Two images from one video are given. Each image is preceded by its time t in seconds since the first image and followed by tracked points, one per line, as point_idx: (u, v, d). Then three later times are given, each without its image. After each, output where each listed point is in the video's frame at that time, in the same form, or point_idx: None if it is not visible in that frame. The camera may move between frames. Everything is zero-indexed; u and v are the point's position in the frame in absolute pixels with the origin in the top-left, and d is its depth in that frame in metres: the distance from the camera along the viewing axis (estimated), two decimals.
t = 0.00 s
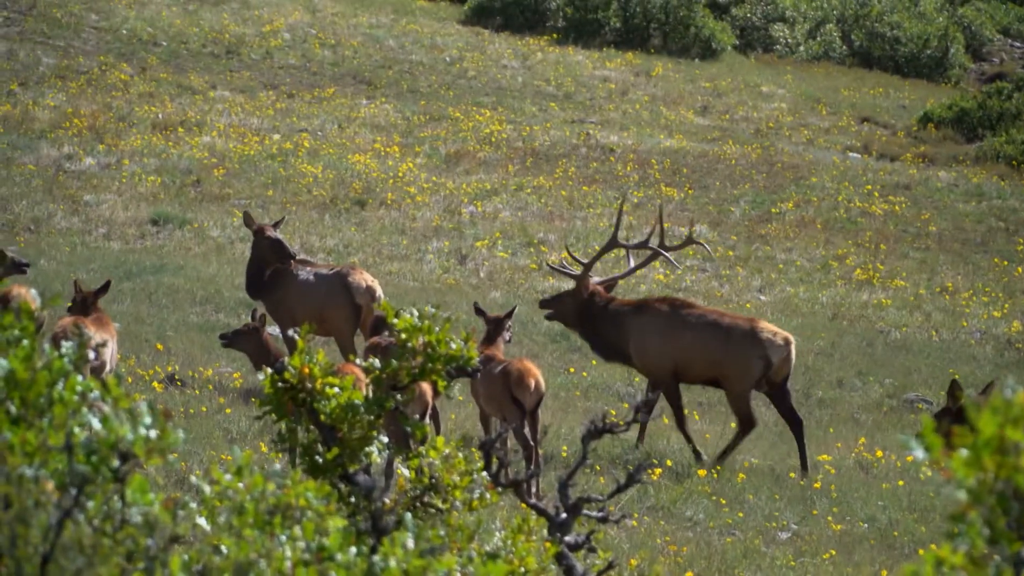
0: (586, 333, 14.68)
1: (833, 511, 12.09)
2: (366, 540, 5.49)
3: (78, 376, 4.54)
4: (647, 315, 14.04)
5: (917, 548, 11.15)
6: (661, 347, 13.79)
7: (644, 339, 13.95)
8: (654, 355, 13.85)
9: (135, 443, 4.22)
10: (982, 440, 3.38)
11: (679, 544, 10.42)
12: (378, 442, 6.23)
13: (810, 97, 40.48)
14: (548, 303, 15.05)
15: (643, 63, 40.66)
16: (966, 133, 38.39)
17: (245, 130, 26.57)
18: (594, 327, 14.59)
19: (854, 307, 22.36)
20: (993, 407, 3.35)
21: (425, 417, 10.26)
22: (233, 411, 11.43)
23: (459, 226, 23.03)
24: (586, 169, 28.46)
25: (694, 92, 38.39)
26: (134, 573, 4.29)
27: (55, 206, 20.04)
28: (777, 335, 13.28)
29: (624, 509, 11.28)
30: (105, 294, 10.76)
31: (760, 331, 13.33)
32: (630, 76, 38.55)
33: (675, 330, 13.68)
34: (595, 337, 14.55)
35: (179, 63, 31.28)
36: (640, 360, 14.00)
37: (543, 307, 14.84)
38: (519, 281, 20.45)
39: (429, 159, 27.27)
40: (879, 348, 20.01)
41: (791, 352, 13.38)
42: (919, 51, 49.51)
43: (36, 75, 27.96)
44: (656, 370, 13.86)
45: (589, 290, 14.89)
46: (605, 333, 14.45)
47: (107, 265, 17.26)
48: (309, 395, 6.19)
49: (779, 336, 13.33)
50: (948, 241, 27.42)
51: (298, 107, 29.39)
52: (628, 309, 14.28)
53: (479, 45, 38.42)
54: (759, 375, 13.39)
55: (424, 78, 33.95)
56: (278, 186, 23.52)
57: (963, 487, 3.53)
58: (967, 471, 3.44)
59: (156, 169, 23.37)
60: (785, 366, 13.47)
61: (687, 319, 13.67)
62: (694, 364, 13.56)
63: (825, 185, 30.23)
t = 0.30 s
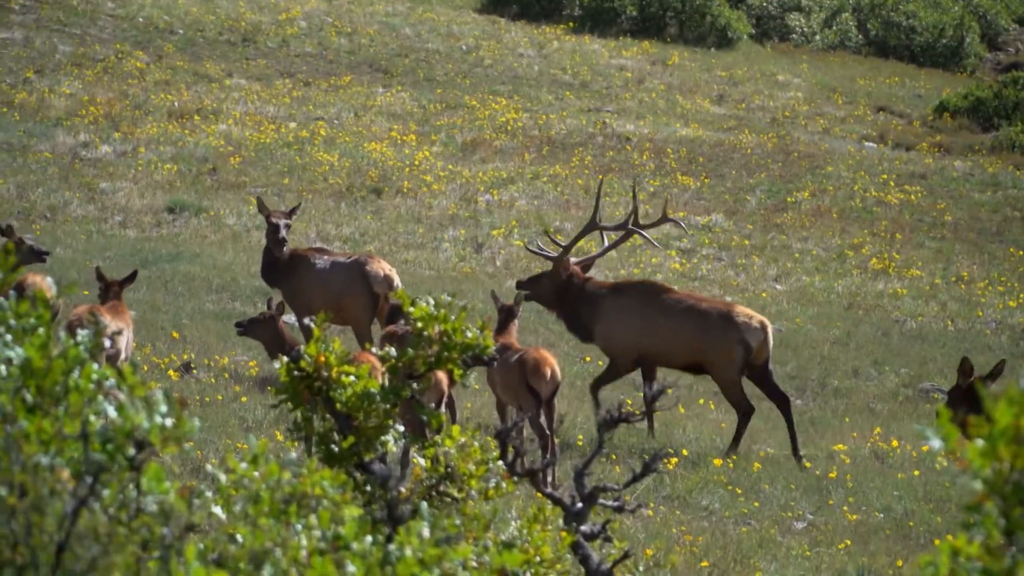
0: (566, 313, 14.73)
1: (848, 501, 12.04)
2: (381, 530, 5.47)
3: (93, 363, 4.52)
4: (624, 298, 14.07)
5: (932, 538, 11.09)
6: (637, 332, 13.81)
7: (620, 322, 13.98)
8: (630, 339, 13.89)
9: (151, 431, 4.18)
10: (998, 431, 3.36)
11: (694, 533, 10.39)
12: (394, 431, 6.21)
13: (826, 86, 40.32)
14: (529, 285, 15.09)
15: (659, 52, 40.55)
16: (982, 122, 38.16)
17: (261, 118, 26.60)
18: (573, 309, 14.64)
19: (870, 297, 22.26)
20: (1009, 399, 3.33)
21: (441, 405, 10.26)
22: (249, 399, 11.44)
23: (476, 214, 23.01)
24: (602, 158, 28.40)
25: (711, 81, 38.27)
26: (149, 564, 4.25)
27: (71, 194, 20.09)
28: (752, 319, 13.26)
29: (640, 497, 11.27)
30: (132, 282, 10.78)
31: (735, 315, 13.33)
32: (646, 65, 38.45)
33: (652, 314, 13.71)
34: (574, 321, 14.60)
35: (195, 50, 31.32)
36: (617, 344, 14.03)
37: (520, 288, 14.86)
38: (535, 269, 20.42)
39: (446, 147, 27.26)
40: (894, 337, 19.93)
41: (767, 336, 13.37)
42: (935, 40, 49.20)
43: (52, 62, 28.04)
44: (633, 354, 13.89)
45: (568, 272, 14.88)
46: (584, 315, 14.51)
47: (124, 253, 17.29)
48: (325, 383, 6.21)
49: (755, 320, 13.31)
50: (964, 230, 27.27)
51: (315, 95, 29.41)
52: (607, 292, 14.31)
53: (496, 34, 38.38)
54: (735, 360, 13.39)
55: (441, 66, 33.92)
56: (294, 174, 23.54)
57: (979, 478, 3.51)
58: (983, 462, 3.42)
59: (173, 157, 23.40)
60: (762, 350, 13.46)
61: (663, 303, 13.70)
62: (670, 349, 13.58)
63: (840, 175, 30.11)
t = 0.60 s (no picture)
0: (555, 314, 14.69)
1: (873, 505, 11.94)
2: (406, 533, 5.44)
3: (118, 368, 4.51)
4: (612, 299, 14.09)
5: (957, 542, 10.99)
6: (630, 335, 13.84)
7: (610, 323, 13.99)
8: (620, 340, 13.92)
9: (175, 434, 4.15)
10: None
11: (719, 537, 10.32)
12: (419, 434, 6.18)
13: (850, 90, 40.11)
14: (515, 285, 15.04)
15: (684, 56, 40.43)
16: (1006, 126, 37.85)
17: (286, 122, 26.66)
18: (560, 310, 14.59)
19: (895, 301, 22.09)
20: None
21: (466, 409, 10.24)
22: (274, 403, 11.43)
23: (501, 218, 22.98)
24: (628, 162, 28.31)
25: (736, 84, 38.11)
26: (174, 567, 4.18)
27: (95, 197, 20.16)
28: (741, 315, 13.33)
29: (665, 501, 11.21)
30: (165, 286, 10.77)
31: (724, 312, 13.41)
32: (671, 69, 38.33)
33: (642, 315, 13.76)
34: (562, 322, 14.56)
35: (221, 53, 31.40)
36: (611, 346, 14.03)
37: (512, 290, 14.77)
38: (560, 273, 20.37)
39: (472, 150, 27.23)
40: (919, 341, 19.77)
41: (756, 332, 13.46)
42: (959, 44, 48.84)
43: (76, 65, 28.16)
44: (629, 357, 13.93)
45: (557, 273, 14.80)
46: (573, 316, 14.49)
47: (148, 256, 17.34)
48: (349, 387, 6.20)
49: (744, 316, 13.37)
50: (989, 234, 27.05)
51: (340, 98, 29.46)
52: (595, 292, 14.32)
53: (521, 37, 38.35)
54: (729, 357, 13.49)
55: (466, 70, 33.90)
56: (319, 177, 23.57)
57: (1004, 481, 3.48)
58: (1008, 465, 3.40)
59: (198, 160, 23.46)
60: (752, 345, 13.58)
61: (653, 304, 13.75)
62: (665, 351, 13.64)
63: (865, 179, 29.92)
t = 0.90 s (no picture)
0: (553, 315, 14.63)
1: (902, 512, 11.84)
2: (436, 539, 5.41)
3: (148, 374, 4.48)
4: (609, 299, 14.02)
5: (986, 549, 10.91)
6: (625, 335, 13.79)
7: (608, 323, 13.92)
8: (616, 341, 13.86)
9: (205, 441, 4.13)
10: None
11: (748, 543, 10.25)
12: (449, 440, 6.13)
13: (880, 97, 39.85)
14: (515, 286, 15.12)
15: (714, 63, 40.28)
16: None
17: (316, 127, 26.74)
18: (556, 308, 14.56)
19: (924, 307, 21.89)
20: None
21: (496, 416, 10.19)
22: (303, 409, 11.43)
23: (531, 225, 22.94)
24: (658, 168, 28.20)
25: (766, 92, 37.92)
26: (202, 572, 4.16)
27: (125, 203, 20.25)
28: (738, 322, 13.37)
29: (694, 507, 11.13)
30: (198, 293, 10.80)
31: (722, 318, 13.43)
32: (701, 76, 38.19)
33: (640, 317, 13.70)
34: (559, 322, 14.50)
35: (250, 59, 31.54)
36: (605, 344, 13.96)
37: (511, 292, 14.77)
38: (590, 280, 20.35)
39: (502, 157, 27.20)
40: (949, 348, 19.59)
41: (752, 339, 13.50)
42: (989, 52, 48.34)
43: (105, 70, 28.31)
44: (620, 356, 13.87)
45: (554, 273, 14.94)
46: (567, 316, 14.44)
47: (178, 262, 17.40)
48: (380, 393, 6.14)
49: (740, 324, 13.41)
50: (1018, 242, 26.78)
51: (370, 104, 29.52)
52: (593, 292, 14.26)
53: (551, 44, 38.34)
54: (726, 363, 13.51)
55: (497, 76, 33.89)
56: (349, 183, 23.61)
57: None
58: None
59: (228, 166, 23.54)
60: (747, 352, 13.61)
61: (651, 306, 13.70)
62: (661, 352, 13.62)
63: (894, 186, 29.71)
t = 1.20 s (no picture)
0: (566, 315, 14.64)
1: (941, 517, 11.75)
2: (476, 545, 5.36)
3: (188, 378, 4.46)
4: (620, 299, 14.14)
5: None
6: (638, 335, 13.92)
7: (621, 324, 14.00)
8: (628, 342, 13.96)
9: (244, 445, 4.08)
10: None
11: (788, 549, 10.18)
12: (490, 446, 6.08)
13: (919, 103, 39.45)
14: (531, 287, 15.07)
15: (754, 68, 40.02)
16: None
17: (356, 132, 26.81)
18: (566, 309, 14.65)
19: (964, 313, 21.63)
20: None
21: (536, 421, 10.14)
22: (343, 414, 11.43)
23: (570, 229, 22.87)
24: (698, 174, 28.03)
25: (806, 97, 37.63)
26: None
27: (164, 207, 20.34)
28: (749, 317, 13.82)
29: (734, 513, 11.01)
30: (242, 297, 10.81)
31: (733, 316, 13.83)
32: (741, 81, 37.95)
33: (653, 316, 13.88)
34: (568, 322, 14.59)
35: (290, 63, 31.68)
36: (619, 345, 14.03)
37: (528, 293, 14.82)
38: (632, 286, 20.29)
39: (542, 162, 27.14)
40: (989, 355, 19.35)
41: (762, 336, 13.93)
42: None
43: (145, 74, 28.49)
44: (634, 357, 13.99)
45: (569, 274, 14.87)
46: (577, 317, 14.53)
47: (217, 266, 17.47)
48: (420, 398, 6.10)
49: (751, 318, 13.86)
50: None
51: (411, 109, 29.56)
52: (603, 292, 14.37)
53: (591, 49, 38.27)
54: (738, 358, 13.94)
55: (537, 81, 33.84)
56: (389, 188, 23.63)
57: None
58: None
59: (267, 170, 23.64)
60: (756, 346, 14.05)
61: (661, 305, 13.89)
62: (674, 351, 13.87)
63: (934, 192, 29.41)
